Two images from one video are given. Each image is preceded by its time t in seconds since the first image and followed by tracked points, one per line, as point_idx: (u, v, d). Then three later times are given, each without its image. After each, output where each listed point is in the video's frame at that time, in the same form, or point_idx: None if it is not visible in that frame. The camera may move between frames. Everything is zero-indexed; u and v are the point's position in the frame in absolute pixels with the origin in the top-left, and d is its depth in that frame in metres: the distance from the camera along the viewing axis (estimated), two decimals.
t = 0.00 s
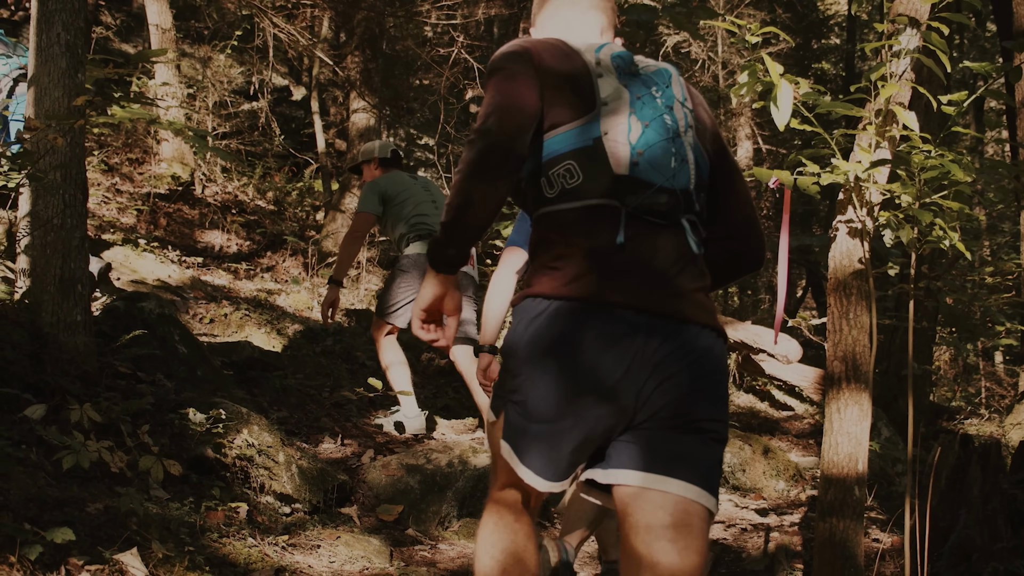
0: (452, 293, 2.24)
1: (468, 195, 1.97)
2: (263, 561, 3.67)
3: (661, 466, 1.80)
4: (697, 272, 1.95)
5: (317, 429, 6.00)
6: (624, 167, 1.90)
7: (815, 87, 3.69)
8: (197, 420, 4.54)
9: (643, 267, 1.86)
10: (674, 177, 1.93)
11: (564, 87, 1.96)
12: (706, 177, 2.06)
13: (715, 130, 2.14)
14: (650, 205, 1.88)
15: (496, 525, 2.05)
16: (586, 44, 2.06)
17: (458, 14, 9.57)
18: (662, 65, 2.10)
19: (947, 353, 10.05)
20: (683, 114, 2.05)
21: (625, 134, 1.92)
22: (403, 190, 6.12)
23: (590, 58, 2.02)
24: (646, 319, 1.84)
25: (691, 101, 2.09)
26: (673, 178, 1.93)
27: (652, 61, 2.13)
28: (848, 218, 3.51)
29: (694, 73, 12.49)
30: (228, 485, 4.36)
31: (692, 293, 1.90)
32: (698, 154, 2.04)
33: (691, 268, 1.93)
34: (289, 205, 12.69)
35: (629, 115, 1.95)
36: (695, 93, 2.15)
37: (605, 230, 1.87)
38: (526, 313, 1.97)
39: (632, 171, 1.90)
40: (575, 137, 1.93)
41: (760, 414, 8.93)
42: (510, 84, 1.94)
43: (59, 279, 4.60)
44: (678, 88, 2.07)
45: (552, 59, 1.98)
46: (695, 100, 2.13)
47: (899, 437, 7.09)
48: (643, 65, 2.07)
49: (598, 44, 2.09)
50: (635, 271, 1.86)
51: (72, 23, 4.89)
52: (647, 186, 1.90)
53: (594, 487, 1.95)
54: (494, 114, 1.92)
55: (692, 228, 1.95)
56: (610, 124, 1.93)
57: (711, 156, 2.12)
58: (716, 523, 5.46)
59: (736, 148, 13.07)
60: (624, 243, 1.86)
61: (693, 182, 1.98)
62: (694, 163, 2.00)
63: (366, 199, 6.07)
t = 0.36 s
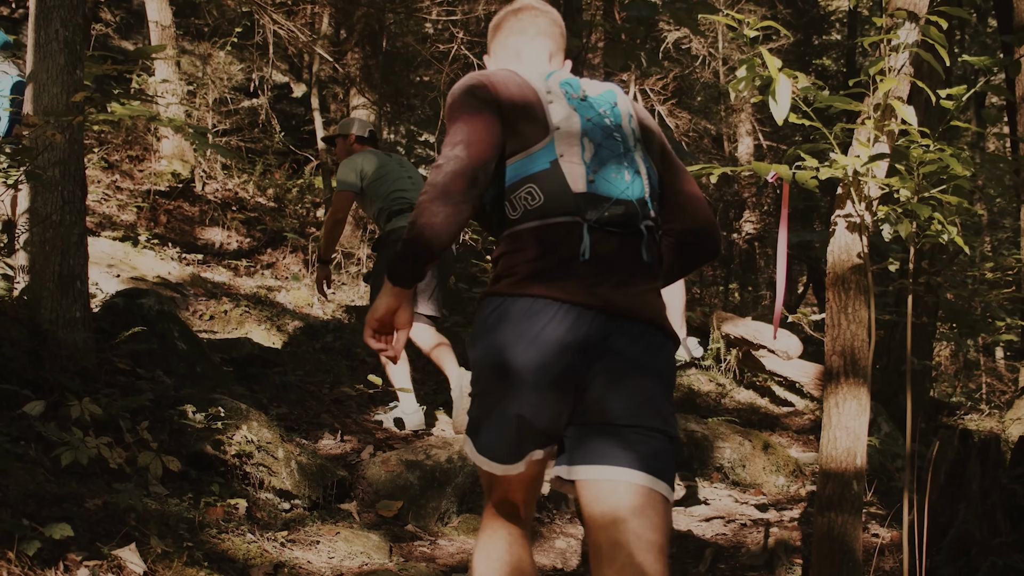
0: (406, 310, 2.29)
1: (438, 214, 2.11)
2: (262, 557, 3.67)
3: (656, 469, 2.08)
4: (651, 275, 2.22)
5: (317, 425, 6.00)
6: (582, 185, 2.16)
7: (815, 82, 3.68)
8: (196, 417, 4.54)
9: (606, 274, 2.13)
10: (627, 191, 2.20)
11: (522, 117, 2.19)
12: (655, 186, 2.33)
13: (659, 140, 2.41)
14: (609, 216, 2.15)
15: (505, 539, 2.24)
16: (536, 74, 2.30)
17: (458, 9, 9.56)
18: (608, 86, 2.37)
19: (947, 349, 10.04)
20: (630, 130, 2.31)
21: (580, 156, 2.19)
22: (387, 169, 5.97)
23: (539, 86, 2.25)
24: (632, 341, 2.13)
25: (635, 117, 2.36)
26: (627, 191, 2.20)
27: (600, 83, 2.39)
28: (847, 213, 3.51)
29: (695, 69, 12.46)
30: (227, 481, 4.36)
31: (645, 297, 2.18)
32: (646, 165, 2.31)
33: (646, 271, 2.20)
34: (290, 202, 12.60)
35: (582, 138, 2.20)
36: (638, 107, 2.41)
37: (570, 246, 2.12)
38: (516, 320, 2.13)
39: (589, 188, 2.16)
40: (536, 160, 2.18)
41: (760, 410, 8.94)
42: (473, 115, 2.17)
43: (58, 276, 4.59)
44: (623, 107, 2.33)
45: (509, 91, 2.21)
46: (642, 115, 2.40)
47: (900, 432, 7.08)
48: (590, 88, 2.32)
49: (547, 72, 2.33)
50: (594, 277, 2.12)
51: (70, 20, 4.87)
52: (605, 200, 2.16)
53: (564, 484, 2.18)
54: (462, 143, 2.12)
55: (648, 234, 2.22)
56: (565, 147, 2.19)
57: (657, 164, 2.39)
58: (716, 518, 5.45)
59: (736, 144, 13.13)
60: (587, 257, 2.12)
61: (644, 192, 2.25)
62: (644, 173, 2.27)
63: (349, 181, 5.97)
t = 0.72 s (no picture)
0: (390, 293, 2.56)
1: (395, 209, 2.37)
2: (261, 551, 3.67)
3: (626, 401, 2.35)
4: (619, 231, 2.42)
5: (316, 420, 5.99)
6: (539, 158, 2.36)
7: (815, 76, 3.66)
8: (195, 411, 4.54)
9: (570, 239, 2.32)
10: (585, 156, 2.39)
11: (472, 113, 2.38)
12: (615, 146, 2.51)
13: (617, 104, 2.58)
14: (569, 183, 2.35)
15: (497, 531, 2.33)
16: (485, 63, 2.51)
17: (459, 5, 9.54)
18: (558, 61, 2.55)
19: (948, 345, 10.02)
20: (583, 98, 2.49)
21: (534, 130, 2.38)
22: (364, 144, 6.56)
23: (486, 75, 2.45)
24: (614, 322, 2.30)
25: (588, 86, 2.53)
26: (583, 155, 2.39)
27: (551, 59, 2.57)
28: (846, 207, 3.49)
29: (696, 65, 12.43)
30: (226, 475, 4.36)
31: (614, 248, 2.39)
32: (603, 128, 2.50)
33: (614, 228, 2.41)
34: (291, 199, 12.25)
35: (534, 113, 2.40)
36: (592, 75, 2.59)
37: (540, 215, 2.33)
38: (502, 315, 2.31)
39: (546, 159, 2.36)
40: (491, 144, 2.38)
41: (761, 406, 8.93)
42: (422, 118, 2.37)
43: (57, 270, 4.59)
44: (573, 78, 2.52)
45: (462, 88, 2.41)
46: (595, 80, 2.58)
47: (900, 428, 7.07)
48: (538, 68, 2.51)
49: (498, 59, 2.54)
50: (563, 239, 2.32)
51: (69, 14, 4.86)
52: (561, 168, 2.36)
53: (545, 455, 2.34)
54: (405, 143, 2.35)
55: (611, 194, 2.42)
56: (520, 123, 2.39)
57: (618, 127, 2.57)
58: (716, 513, 5.45)
59: (737, 141, 13.09)
60: (558, 219, 2.33)
61: (602, 153, 2.43)
62: (601, 136, 2.45)
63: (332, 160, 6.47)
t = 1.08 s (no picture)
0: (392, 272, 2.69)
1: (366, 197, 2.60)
2: (259, 543, 3.67)
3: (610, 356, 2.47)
4: (595, 187, 2.46)
5: (315, 413, 5.99)
6: (508, 123, 2.42)
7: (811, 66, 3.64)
8: (194, 403, 4.54)
9: (541, 202, 2.39)
10: (552, 116, 2.43)
11: (444, 96, 2.50)
12: (589, 104, 2.54)
13: (592, 62, 2.62)
14: (539, 143, 2.39)
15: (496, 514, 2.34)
16: (459, 36, 2.59)
17: None
18: (532, 28, 2.60)
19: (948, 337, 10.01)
20: (554, 61, 2.53)
21: (504, 96, 2.45)
22: (345, 139, 6.70)
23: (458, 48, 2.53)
24: (607, 337, 2.42)
25: (560, 47, 2.57)
26: (551, 117, 2.43)
27: (526, 27, 2.62)
28: (843, 198, 3.47)
29: (695, 57, 12.40)
30: (225, 468, 4.36)
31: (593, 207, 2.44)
32: (575, 89, 2.53)
33: (588, 185, 2.45)
34: (290, 191, 12.49)
35: (502, 80, 2.46)
36: (567, 36, 2.63)
37: (512, 174, 2.39)
38: (503, 332, 2.35)
39: (515, 123, 2.42)
40: (464, 113, 2.46)
41: (761, 399, 8.93)
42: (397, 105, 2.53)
43: (55, 263, 4.59)
44: (545, 42, 2.56)
45: (435, 71, 2.51)
46: (569, 43, 2.61)
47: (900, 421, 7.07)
48: (510, 36, 2.57)
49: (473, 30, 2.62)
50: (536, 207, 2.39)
51: (66, 7, 4.84)
52: (530, 129, 2.41)
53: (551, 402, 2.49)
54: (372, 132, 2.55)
55: (583, 150, 2.45)
56: (490, 92, 2.45)
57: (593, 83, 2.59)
58: (715, 505, 5.46)
59: (737, 133, 13.05)
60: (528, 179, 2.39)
61: (571, 113, 2.46)
62: (570, 97, 2.49)
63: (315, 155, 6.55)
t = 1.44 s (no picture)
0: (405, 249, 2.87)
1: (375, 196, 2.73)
2: (257, 537, 3.67)
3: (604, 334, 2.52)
4: (570, 168, 2.45)
5: (314, 407, 5.99)
6: (488, 110, 2.46)
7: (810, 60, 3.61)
8: (194, 397, 4.54)
9: (515, 184, 2.42)
10: (529, 104, 2.45)
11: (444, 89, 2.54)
12: (575, 90, 2.53)
13: (581, 48, 2.58)
14: (515, 131, 2.43)
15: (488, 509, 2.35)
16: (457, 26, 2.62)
17: None
18: (524, 17, 2.60)
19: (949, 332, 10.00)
20: (540, 48, 2.53)
21: (485, 85, 2.49)
22: (329, 141, 6.80)
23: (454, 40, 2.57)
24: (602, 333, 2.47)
25: (551, 35, 2.57)
26: (530, 104, 2.45)
27: (521, 16, 2.63)
28: (842, 191, 3.42)
29: (696, 52, 12.37)
30: (224, 461, 4.36)
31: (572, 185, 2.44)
32: (560, 76, 2.52)
33: (565, 168, 2.44)
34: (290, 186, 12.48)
35: (485, 70, 2.50)
36: (561, 24, 2.61)
37: (488, 164, 2.44)
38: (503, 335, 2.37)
39: (494, 111, 2.46)
40: (453, 106, 2.53)
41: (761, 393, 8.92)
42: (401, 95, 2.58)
43: (54, 257, 4.58)
44: (534, 30, 2.56)
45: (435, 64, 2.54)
46: (561, 30, 2.59)
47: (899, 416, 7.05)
48: (502, 25, 2.58)
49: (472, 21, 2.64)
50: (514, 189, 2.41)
51: None
52: (507, 117, 2.44)
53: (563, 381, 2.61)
54: (374, 134, 2.63)
55: (559, 135, 2.45)
56: (474, 82, 2.50)
57: (582, 68, 2.57)
58: (714, 500, 5.46)
59: (738, 128, 13.02)
60: (503, 167, 2.42)
61: (550, 100, 2.47)
62: (552, 85, 2.49)
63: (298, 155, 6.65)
